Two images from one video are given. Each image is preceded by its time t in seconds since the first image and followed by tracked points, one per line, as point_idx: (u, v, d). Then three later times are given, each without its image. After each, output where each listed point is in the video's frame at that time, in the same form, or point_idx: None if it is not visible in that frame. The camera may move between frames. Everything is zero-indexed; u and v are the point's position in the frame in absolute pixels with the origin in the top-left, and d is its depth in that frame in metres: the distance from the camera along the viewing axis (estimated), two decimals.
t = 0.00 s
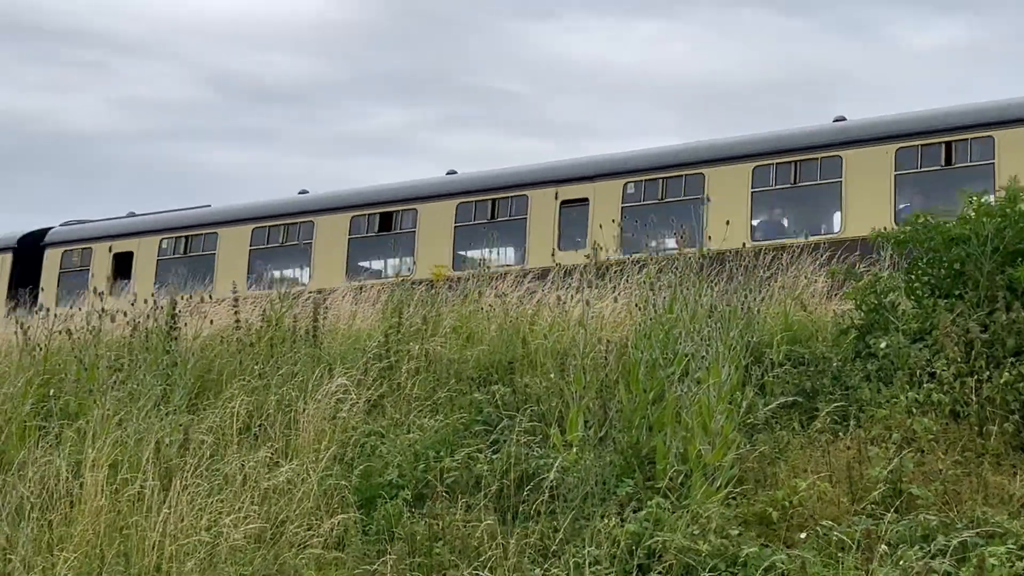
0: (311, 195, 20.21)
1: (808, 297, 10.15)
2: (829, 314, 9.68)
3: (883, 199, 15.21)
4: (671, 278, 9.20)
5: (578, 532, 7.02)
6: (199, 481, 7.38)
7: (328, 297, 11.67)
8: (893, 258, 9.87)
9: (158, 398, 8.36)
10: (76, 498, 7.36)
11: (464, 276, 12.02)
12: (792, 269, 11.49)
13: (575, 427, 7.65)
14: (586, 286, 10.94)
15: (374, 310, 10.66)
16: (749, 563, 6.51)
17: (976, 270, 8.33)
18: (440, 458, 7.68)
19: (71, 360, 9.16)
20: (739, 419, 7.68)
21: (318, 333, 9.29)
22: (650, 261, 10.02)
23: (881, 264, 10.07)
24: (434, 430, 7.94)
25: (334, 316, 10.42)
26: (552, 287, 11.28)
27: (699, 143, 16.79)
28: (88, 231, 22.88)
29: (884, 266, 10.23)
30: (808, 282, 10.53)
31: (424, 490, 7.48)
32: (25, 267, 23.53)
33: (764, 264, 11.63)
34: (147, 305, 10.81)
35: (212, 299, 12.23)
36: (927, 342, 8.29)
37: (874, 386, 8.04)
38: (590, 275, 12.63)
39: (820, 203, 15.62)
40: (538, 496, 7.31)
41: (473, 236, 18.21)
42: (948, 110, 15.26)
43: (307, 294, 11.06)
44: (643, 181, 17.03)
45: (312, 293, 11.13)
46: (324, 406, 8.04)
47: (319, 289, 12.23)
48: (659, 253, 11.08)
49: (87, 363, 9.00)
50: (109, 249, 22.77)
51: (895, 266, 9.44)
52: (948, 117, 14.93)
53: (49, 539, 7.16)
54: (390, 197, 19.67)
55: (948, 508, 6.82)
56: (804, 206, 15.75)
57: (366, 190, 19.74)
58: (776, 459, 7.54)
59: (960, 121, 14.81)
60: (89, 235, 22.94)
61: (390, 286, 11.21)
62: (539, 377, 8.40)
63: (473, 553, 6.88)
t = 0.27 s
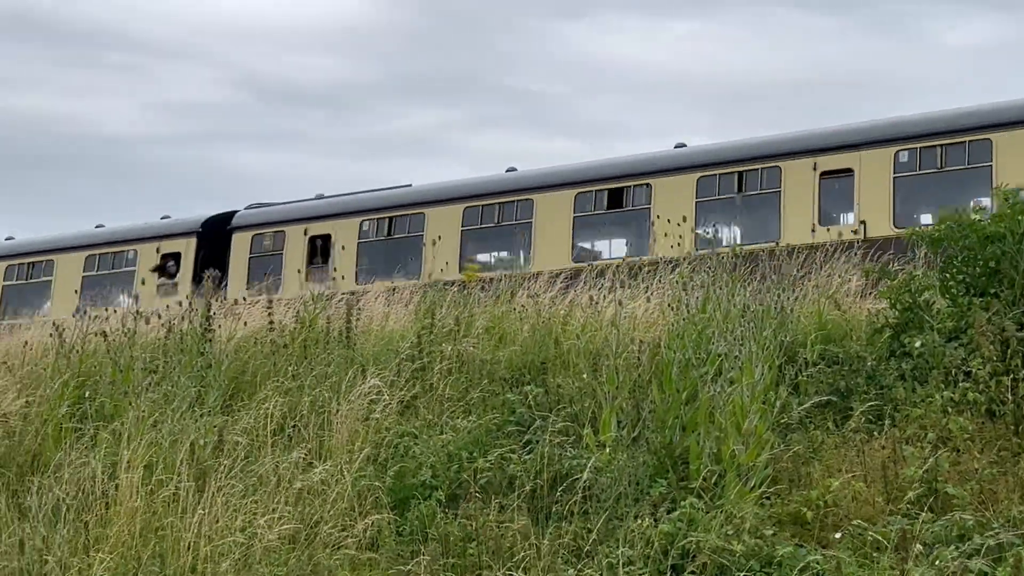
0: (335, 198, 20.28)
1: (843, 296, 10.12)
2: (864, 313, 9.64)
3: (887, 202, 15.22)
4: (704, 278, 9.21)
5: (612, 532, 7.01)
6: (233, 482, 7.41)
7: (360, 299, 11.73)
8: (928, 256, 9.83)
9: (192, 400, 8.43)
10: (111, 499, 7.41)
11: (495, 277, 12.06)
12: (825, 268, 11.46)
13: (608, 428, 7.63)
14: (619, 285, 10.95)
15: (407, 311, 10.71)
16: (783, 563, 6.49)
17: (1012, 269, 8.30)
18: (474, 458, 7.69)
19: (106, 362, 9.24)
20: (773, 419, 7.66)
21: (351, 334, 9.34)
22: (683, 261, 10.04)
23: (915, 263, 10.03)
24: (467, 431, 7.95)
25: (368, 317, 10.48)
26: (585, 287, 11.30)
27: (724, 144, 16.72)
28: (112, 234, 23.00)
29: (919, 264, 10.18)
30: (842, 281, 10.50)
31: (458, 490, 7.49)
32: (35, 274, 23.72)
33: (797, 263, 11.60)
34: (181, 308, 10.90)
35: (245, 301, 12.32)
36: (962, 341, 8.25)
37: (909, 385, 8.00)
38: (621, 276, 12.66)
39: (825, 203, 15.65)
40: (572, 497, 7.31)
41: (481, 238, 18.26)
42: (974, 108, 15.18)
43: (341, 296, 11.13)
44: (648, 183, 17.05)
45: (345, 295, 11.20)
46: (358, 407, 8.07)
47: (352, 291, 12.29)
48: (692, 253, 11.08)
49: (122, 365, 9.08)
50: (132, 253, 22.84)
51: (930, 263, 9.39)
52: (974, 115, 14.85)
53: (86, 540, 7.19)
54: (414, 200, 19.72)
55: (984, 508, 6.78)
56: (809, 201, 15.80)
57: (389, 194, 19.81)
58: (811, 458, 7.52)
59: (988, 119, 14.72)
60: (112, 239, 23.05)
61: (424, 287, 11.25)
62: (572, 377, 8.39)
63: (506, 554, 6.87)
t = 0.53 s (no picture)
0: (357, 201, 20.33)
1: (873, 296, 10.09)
2: (894, 312, 9.61)
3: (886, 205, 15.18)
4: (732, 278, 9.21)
5: (642, 533, 6.99)
6: (263, 483, 7.44)
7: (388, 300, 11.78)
8: (958, 256, 9.79)
9: (222, 401, 8.49)
10: (143, 500, 7.45)
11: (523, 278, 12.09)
12: (854, 268, 11.43)
13: (638, 428, 7.62)
14: (647, 285, 10.96)
15: (436, 312, 10.75)
16: (814, 563, 6.47)
17: None
18: (503, 459, 7.69)
19: (136, 363, 9.30)
20: (803, 419, 7.63)
21: (380, 335, 9.37)
22: (712, 261, 10.04)
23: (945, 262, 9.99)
24: (497, 431, 7.95)
25: (397, 318, 10.52)
26: (613, 288, 11.31)
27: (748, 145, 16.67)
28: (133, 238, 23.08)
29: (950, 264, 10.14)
30: (872, 280, 10.47)
31: (487, 490, 7.49)
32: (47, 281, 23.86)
33: (825, 263, 11.57)
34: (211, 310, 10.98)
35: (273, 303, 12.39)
36: (994, 340, 8.22)
37: (940, 385, 7.96)
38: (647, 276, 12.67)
39: (827, 205, 15.62)
40: (601, 497, 7.30)
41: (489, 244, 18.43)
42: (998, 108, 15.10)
43: (370, 297, 11.18)
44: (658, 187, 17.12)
45: (374, 297, 11.25)
46: (387, 408, 8.10)
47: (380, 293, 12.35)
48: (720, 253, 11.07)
49: (153, 366, 9.14)
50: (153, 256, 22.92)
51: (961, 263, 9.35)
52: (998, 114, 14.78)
53: (117, 541, 7.21)
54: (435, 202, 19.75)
55: (1016, 507, 6.74)
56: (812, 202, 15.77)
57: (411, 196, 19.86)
58: (841, 458, 7.49)
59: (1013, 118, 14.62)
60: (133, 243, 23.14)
61: (452, 288, 11.29)
62: (601, 377, 8.38)
63: (535, 555, 6.86)
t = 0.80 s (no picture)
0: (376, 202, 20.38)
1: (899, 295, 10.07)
2: (920, 312, 9.58)
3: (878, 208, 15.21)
4: (757, 277, 9.21)
5: (666, 534, 6.98)
6: (288, 484, 7.47)
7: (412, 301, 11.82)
8: (984, 255, 9.76)
9: (247, 402, 8.54)
10: (168, 501, 7.47)
11: (546, 279, 12.12)
12: (879, 267, 11.40)
13: (662, 429, 7.61)
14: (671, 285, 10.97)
15: (460, 313, 10.78)
16: (840, 564, 6.44)
17: None
18: (526, 459, 7.69)
19: (162, 364, 9.35)
20: (828, 419, 7.61)
21: (404, 335, 9.41)
22: (737, 262, 10.05)
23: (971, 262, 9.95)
24: (520, 432, 7.95)
25: (421, 319, 10.57)
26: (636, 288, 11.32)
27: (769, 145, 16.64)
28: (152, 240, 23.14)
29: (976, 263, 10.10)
30: (896, 280, 10.44)
31: (511, 491, 7.49)
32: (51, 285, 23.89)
33: (850, 263, 11.55)
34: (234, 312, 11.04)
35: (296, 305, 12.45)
36: (1021, 340, 8.21)
37: (966, 384, 7.93)
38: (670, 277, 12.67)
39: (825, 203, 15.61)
40: (625, 498, 7.29)
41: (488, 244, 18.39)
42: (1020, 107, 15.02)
43: (393, 298, 11.23)
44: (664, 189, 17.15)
45: (398, 298, 11.31)
46: (410, 409, 8.13)
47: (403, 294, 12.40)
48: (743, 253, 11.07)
49: (178, 368, 9.18)
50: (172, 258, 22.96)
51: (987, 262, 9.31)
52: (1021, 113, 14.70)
53: (143, 542, 7.24)
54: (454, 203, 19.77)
55: None
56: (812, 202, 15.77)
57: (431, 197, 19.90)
58: (867, 459, 7.46)
59: None
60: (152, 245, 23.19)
61: (476, 289, 11.33)
62: (625, 378, 8.37)
63: (560, 555, 6.86)
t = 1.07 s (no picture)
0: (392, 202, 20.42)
1: (920, 294, 10.04)
2: (942, 311, 9.55)
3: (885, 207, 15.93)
4: (778, 276, 9.21)
5: (688, 533, 6.96)
6: (310, 483, 7.48)
7: (432, 300, 11.86)
8: (1007, 254, 9.72)
9: (269, 401, 8.58)
10: (190, 499, 7.50)
11: (566, 279, 12.14)
12: (900, 266, 11.37)
13: (683, 428, 7.60)
14: (691, 285, 10.97)
15: (480, 313, 10.81)
16: (862, 564, 6.41)
17: None
18: (547, 458, 7.70)
19: (183, 364, 9.40)
20: (850, 419, 7.59)
21: (425, 335, 9.44)
22: (758, 262, 10.05)
23: (994, 261, 9.91)
24: (541, 431, 7.95)
25: (441, 318, 10.61)
26: (656, 287, 11.34)
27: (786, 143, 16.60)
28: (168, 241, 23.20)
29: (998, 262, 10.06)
30: (918, 279, 10.41)
31: (532, 490, 7.49)
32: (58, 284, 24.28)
33: (871, 262, 11.53)
34: (256, 312, 11.11)
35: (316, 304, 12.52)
36: None
37: (989, 384, 7.89)
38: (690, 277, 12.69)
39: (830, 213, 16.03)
40: (646, 497, 7.28)
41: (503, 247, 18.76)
42: None
43: (414, 298, 11.27)
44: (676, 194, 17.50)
45: (418, 298, 11.36)
46: (431, 409, 8.14)
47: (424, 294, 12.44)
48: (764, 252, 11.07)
49: (199, 367, 9.24)
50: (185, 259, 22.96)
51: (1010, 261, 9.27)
52: None
53: (166, 541, 7.27)
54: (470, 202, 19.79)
55: None
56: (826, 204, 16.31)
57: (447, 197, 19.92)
58: (889, 458, 7.43)
59: None
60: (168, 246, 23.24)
61: (496, 289, 11.36)
62: (646, 377, 8.36)
63: (581, 554, 6.85)
